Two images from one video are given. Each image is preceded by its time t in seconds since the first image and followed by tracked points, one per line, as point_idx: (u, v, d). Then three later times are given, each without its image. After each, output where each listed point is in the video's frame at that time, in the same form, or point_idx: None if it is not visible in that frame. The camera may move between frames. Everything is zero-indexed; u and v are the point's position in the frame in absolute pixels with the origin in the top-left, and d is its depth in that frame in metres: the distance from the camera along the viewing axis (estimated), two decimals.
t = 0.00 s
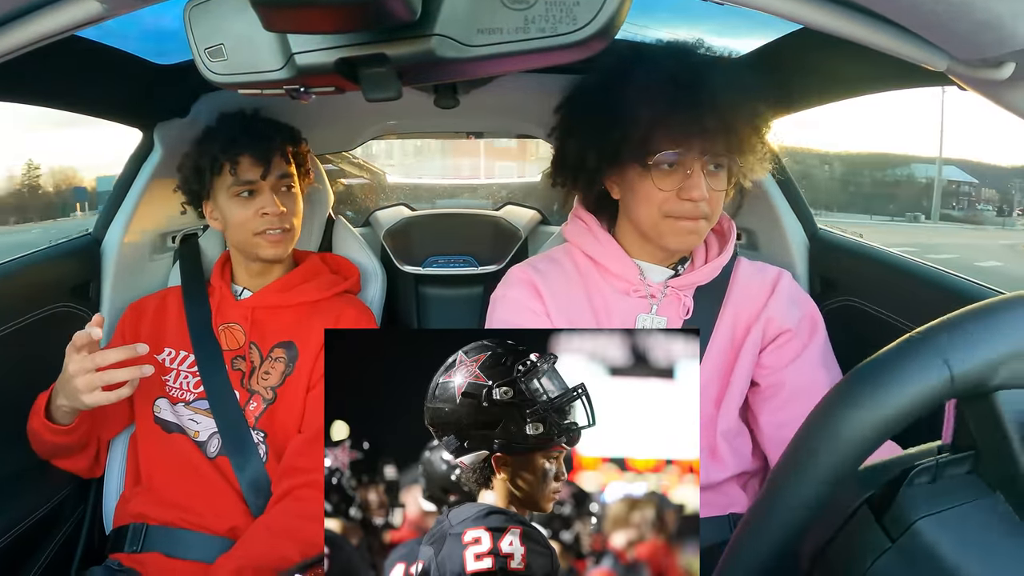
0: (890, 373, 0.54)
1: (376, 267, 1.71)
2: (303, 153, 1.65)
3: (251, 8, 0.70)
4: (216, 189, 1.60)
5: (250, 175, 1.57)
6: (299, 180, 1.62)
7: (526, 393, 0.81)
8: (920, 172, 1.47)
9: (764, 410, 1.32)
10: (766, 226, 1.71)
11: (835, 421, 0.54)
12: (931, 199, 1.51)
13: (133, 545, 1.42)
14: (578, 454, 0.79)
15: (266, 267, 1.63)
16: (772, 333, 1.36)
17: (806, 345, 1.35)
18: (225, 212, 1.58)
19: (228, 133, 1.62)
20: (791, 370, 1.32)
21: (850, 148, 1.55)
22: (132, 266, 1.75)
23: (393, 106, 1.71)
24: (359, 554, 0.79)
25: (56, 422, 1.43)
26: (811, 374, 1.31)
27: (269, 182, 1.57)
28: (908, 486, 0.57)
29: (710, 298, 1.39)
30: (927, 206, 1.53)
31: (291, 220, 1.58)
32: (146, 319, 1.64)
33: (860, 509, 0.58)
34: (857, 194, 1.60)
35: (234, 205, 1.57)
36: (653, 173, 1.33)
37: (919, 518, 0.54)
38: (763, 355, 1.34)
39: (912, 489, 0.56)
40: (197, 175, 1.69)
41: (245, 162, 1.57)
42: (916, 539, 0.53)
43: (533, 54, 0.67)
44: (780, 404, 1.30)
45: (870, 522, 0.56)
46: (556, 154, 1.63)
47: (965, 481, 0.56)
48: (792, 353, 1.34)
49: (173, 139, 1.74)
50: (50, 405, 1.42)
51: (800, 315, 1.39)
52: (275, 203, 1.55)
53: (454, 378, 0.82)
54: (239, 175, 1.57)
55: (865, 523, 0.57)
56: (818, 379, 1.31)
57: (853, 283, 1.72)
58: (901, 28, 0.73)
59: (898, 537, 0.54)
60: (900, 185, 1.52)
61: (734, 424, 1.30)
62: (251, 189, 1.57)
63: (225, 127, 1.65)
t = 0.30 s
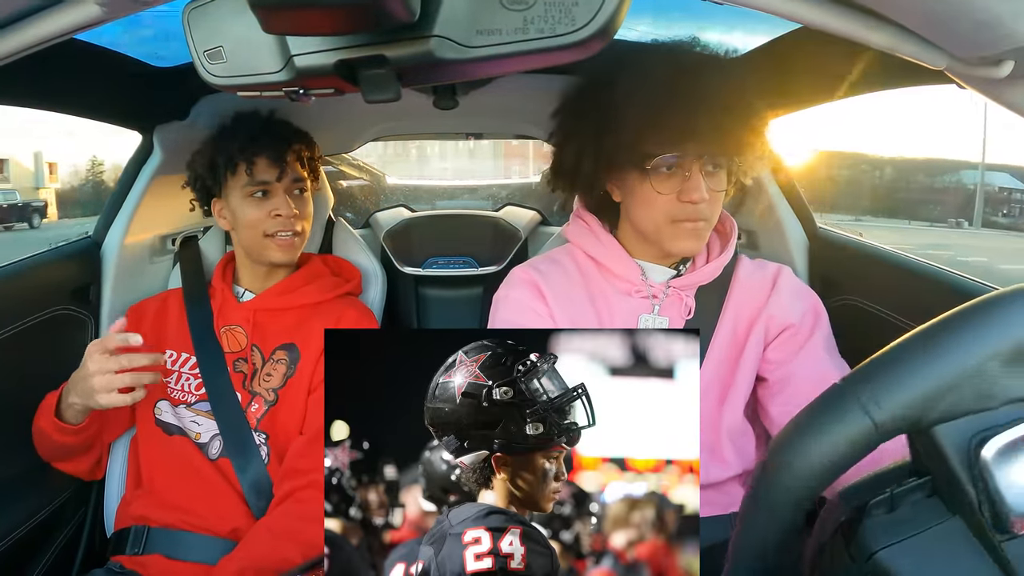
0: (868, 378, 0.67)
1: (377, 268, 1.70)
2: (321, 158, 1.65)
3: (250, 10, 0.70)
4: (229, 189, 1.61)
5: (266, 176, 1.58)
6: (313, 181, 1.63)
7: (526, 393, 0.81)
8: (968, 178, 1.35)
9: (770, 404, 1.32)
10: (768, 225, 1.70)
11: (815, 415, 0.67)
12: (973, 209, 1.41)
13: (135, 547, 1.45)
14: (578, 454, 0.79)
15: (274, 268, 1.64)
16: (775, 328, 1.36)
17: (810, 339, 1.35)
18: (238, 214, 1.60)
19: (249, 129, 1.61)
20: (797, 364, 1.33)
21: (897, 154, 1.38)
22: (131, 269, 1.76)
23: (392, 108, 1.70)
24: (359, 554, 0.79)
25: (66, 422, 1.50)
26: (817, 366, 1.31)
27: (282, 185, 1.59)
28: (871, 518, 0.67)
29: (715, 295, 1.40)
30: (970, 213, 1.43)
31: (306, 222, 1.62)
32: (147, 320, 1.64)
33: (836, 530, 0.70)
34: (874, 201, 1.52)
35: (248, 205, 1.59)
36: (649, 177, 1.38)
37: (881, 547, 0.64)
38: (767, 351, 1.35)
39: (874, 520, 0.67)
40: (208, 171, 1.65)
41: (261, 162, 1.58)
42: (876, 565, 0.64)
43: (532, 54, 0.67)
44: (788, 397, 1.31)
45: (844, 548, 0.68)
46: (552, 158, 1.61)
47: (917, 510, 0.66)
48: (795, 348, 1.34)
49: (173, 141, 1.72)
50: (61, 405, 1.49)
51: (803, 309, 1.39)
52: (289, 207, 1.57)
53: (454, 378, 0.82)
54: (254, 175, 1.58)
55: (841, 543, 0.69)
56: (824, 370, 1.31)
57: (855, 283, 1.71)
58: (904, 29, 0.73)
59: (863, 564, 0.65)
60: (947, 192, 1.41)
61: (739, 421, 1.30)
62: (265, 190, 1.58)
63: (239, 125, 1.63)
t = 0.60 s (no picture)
0: (857, 382, 0.67)
1: (377, 265, 1.71)
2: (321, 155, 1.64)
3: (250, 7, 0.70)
4: (231, 185, 1.60)
5: (270, 173, 1.57)
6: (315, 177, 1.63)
7: (526, 393, 0.81)
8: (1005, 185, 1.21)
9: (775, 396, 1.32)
10: (767, 223, 1.70)
11: (775, 453, 0.69)
12: (1008, 217, 1.26)
13: (135, 544, 1.47)
14: (578, 454, 0.79)
15: (276, 265, 1.63)
16: (775, 320, 1.37)
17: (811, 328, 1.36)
18: (240, 210, 1.60)
19: (252, 127, 1.61)
20: (798, 353, 1.33)
21: (932, 160, 1.23)
22: (131, 266, 1.76)
23: (392, 106, 1.70)
24: (359, 554, 0.79)
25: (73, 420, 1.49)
26: (819, 353, 1.31)
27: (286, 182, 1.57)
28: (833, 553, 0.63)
29: (714, 293, 1.40)
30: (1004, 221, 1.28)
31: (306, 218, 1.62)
32: (147, 318, 1.64)
33: None
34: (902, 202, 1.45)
35: (251, 201, 1.58)
36: (650, 171, 1.37)
37: None
38: (768, 342, 1.35)
39: (836, 555, 0.62)
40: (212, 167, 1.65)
41: (265, 159, 1.57)
42: None
43: (532, 52, 0.67)
44: (794, 386, 1.31)
45: None
46: (549, 155, 1.60)
47: (867, 546, 0.60)
48: (796, 338, 1.34)
49: (173, 140, 1.74)
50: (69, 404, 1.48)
51: (801, 299, 1.40)
52: (292, 203, 1.57)
53: (454, 378, 0.82)
54: (258, 172, 1.57)
55: None
56: (827, 357, 1.32)
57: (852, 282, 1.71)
58: (904, 28, 0.74)
59: None
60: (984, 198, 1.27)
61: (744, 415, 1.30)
62: (270, 187, 1.57)
63: (246, 121, 1.64)
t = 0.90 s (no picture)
0: (856, 382, 0.67)
1: (377, 268, 1.69)
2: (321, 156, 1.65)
3: (251, 10, 0.70)
4: (235, 189, 1.59)
5: (275, 176, 1.56)
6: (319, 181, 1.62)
7: (526, 393, 0.81)
8: None
9: (781, 391, 1.32)
10: (766, 224, 1.70)
11: (733, 502, 0.70)
12: None
13: (136, 547, 1.46)
14: (578, 454, 0.79)
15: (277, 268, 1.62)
16: (776, 318, 1.37)
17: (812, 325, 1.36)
18: (246, 214, 1.59)
19: (256, 129, 1.60)
20: (799, 350, 1.33)
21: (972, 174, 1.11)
22: (132, 267, 1.76)
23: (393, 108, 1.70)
24: (359, 554, 0.79)
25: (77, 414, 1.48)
26: (822, 345, 1.32)
27: (292, 184, 1.57)
28: None
29: (715, 295, 1.40)
30: None
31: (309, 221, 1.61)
32: (148, 320, 1.65)
33: None
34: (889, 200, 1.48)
35: (256, 204, 1.57)
36: (657, 168, 1.36)
37: None
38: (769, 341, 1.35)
39: None
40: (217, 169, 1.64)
41: (271, 162, 1.56)
42: None
43: (533, 54, 0.67)
44: (799, 380, 1.31)
45: None
46: (560, 153, 1.62)
47: None
48: (796, 335, 1.35)
49: (173, 143, 1.74)
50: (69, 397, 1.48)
51: (801, 296, 1.40)
52: (298, 206, 1.57)
53: (454, 378, 0.83)
54: (264, 175, 1.56)
55: None
56: (829, 352, 1.31)
57: (852, 283, 1.71)
58: (898, 27, 0.74)
59: None
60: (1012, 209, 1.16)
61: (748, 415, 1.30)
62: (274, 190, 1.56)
63: (248, 124, 1.63)
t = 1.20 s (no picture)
0: (851, 377, 0.56)
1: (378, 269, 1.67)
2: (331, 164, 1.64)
3: (250, 9, 0.70)
4: (235, 185, 1.60)
5: (272, 174, 1.57)
6: (319, 182, 1.62)
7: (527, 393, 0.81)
8: None
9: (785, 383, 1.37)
10: (767, 223, 1.70)
11: (708, 539, 0.60)
12: None
13: (137, 546, 1.54)
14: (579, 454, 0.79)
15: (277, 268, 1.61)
16: (774, 314, 1.39)
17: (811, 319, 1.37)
18: (242, 210, 1.60)
19: (262, 129, 1.61)
20: (799, 343, 1.36)
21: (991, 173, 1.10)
22: (132, 267, 1.73)
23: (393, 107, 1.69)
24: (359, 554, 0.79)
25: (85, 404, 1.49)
26: (822, 335, 1.34)
27: (290, 184, 1.58)
28: None
29: (715, 293, 1.42)
30: None
31: (308, 224, 1.61)
32: (148, 319, 1.64)
33: None
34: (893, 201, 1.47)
35: (254, 203, 1.58)
36: (660, 162, 1.37)
37: None
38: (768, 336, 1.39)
39: None
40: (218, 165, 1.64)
41: (268, 161, 1.57)
42: None
43: (534, 54, 0.66)
44: (800, 372, 1.35)
45: None
46: (561, 151, 1.63)
47: None
48: (796, 329, 1.37)
49: (173, 144, 1.70)
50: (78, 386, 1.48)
51: (800, 288, 1.41)
52: (293, 206, 1.58)
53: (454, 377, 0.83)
54: (262, 173, 1.57)
55: None
56: (831, 343, 1.33)
57: (853, 282, 1.70)
58: (903, 28, 0.74)
59: None
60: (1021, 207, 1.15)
61: (750, 414, 1.35)
62: (273, 189, 1.57)
63: (254, 123, 1.63)
